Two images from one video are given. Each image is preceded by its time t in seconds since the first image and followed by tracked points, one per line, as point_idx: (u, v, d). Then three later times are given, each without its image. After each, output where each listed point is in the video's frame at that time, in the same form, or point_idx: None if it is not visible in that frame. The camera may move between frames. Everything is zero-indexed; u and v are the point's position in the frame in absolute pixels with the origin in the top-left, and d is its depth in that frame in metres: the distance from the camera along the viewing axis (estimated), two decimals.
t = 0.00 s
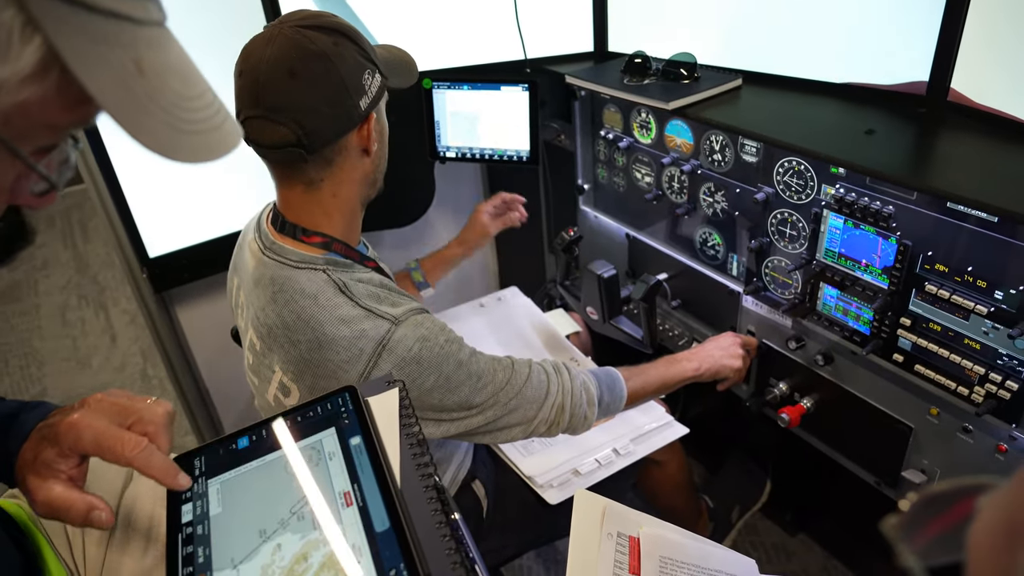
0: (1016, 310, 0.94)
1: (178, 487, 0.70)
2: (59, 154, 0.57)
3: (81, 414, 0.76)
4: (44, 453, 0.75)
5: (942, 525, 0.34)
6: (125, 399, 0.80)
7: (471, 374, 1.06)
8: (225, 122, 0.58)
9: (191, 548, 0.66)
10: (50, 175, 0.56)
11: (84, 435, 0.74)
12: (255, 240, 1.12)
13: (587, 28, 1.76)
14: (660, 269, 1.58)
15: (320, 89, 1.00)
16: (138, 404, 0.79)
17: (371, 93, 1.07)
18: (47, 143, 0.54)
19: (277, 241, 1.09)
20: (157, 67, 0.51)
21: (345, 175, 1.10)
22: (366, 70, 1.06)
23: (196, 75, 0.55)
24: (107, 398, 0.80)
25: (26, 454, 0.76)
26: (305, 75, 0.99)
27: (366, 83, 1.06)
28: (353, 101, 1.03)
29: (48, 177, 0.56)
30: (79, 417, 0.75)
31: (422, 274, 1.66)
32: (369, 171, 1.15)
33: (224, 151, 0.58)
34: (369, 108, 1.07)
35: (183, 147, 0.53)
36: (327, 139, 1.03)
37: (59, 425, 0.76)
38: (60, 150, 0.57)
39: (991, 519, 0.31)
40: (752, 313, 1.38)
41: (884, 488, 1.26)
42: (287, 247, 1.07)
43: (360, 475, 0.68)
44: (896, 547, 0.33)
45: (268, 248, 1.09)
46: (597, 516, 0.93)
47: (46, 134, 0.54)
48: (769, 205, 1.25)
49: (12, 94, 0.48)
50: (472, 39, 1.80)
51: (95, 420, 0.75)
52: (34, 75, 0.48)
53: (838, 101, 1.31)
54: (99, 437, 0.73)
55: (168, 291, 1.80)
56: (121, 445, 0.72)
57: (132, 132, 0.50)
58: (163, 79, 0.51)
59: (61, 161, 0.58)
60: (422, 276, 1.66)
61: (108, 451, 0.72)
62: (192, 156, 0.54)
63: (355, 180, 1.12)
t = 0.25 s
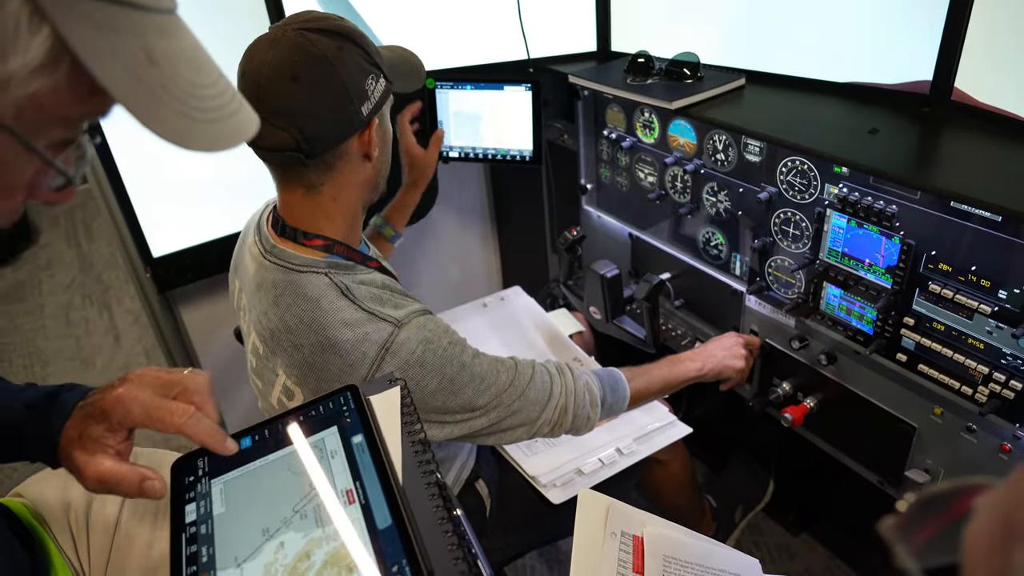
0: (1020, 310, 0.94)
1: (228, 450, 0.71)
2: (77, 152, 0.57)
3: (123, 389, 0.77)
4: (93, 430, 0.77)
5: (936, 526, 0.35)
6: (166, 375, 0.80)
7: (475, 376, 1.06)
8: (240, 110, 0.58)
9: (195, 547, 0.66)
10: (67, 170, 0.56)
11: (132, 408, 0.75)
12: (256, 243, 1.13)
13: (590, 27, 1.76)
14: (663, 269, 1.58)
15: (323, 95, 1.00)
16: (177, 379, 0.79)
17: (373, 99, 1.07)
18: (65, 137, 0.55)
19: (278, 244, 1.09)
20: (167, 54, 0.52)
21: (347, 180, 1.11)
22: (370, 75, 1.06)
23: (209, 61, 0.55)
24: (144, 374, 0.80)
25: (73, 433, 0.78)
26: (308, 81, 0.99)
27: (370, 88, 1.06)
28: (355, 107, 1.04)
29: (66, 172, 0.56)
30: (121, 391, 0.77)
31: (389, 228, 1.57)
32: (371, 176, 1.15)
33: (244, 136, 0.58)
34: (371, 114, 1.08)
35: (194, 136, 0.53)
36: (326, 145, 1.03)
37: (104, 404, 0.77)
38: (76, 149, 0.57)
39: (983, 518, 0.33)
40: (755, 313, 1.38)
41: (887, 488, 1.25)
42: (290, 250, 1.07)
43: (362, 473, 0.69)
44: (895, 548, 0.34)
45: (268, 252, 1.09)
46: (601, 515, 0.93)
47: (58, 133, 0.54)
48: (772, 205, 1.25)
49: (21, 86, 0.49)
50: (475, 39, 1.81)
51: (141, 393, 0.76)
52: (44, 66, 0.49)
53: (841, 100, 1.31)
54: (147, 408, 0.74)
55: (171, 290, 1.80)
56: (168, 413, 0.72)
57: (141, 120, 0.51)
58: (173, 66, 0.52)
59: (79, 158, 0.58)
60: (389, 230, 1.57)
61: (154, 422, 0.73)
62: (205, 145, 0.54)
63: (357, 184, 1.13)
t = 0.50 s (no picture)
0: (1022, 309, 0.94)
1: (257, 478, 0.65)
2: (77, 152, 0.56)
3: (150, 411, 0.68)
4: (114, 450, 0.68)
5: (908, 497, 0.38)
6: (193, 389, 0.70)
7: (475, 375, 1.06)
8: (242, 109, 0.59)
9: (195, 547, 0.66)
10: (66, 171, 0.55)
11: (157, 434, 0.66)
12: (255, 244, 1.12)
13: (591, 26, 1.76)
14: (664, 268, 1.58)
15: (319, 99, 1.00)
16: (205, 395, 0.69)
17: (372, 103, 1.07)
18: (64, 136, 0.54)
19: (277, 245, 1.09)
20: (163, 48, 0.53)
21: (344, 183, 1.11)
22: (369, 79, 1.06)
23: (215, 63, 0.57)
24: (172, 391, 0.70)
25: (94, 449, 0.70)
26: (304, 85, 0.99)
27: (368, 92, 1.06)
28: (352, 112, 1.04)
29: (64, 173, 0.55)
30: (149, 414, 0.67)
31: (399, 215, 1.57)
32: (370, 178, 1.15)
33: (247, 135, 0.59)
34: (369, 118, 1.08)
35: (191, 131, 0.54)
36: (321, 151, 1.03)
37: (127, 423, 0.68)
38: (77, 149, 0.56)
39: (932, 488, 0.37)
40: (756, 312, 1.37)
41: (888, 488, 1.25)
42: (289, 250, 1.07)
43: (360, 470, 0.68)
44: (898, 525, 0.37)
45: (267, 252, 1.09)
46: (602, 513, 0.93)
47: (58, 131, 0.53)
48: (774, 204, 1.25)
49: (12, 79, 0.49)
50: (476, 37, 1.80)
51: (167, 415, 0.67)
52: (34, 58, 0.49)
53: (843, 99, 1.30)
54: (172, 434, 0.65)
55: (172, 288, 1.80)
56: (193, 441, 0.64)
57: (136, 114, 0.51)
58: (169, 59, 0.53)
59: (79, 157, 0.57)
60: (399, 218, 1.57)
61: (181, 449, 0.65)
62: (202, 141, 0.55)
63: (355, 187, 1.13)
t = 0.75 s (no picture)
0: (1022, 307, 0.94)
1: (258, 524, 0.60)
2: (72, 148, 0.56)
3: (150, 453, 0.67)
4: (108, 482, 0.69)
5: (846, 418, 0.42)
6: (195, 428, 0.69)
7: (474, 374, 1.06)
8: (241, 100, 0.59)
9: (193, 545, 0.66)
10: (57, 166, 0.54)
11: (157, 477, 0.66)
12: (253, 243, 1.12)
13: (590, 24, 1.76)
14: (664, 266, 1.57)
15: (316, 97, 1.00)
16: (206, 435, 0.67)
17: (370, 101, 1.07)
18: (55, 131, 0.54)
19: (275, 244, 1.09)
20: (153, 38, 0.52)
21: (342, 182, 1.11)
22: (367, 77, 1.06)
23: (208, 53, 0.57)
24: (173, 429, 0.69)
25: (88, 476, 0.71)
26: (301, 83, 0.99)
27: (366, 91, 1.06)
28: (350, 111, 1.03)
29: (55, 168, 0.54)
30: (148, 456, 0.67)
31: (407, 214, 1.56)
32: (368, 176, 1.15)
33: (240, 127, 0.58)
34: (367, 117, 1.07)
35: (184, 122, 0.54)
36: (318, 150, 1.03)
37: (127, 459, 0.68)
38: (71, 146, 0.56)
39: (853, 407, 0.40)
40: (756, 310, 1.37)
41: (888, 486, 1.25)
42: (287, 249, 1.07)
43: (359, 468, 0.68)
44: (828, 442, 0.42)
45: (266, 251, 1.08)
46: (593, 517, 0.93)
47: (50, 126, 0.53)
48: (773, 202, 1.25)
49: None
50: (475, 36, 1.80)
51: (168, 457, 0.66)
52: (17, 46, 0.48)
53: (843, 96, 1.30)
54: (170, 479, 0.65)
55: (171, 288, 1.80)
56: (191, 483, 0.63)
57: (126, 105, 0.51)
58: (160, 51, 0.52)
59: (74, 155, 0.56)
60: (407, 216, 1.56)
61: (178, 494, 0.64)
62: (196, 132, 0.55)
63: (353, 186, 1.13)
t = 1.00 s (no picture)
0: (1021, 306, 0.94)
1: (269, 503, 0.61)
2: (73, 137, 0.56)
3: (158, 441, 0.69)
4: (117, 471, 0.70)
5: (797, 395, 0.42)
6: (200, 414, 0.71)
7: (473, 374, 1.06)
8: (240, 80, 0.57)
9: (192, 546, 0.66)
10: (62, 154, 0.55)
11: (167, 464, 0.68)
12: (251, 242, 1.12)
13: (589, 23, 1.76)
14: (663, 265, 1.57)
15: (310, 98, 0.99)
16: (211, 421, 0.69)
17: (366, 102, 1.07)
18: (56, 118, 0.53)
19: (274, 243, 1.08)
20: (150, 19, 0.50)
21: (339, 182, 1.10)
22: (363, 77, 1.06)
23: (203, 31, 0.54)
24: (179, 417, 0.71)
25: (94, 466, 0.72)
26: (296, 83, 0.99)
27: (362, 91, 1.06)
28: (345, 111, 1.03)
29: (60, 156, 0.54)
30: (157, 444, 0.69)
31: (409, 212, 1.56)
32: (365, 177, 1.15)
33: (244, 107, 0.56)
34: (363, 117, 1.07)
35: (184, 104, 0.52)
36: (313, 150, 1.03)
37: (135, 448, 0.70)
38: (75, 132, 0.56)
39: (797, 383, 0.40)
40: (755, 309, 1.37)
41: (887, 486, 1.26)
42: (285, 249, 1.07)
43: (358, 469, 0.68)
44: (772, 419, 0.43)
45: (264, 250, 1.08)
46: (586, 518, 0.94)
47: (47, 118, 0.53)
48: (772, 201, 1.25)
49: None
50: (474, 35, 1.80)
51: (177, 444, 0.68)
52: (16, 35, 0.48)
53: (841, 95, 1.30)
54: (180, 465, 0.66)
55: (170, 287, 1.80)
56: (201, 468, 0.64)
57: (126, 88, 0.50)
58: (156, 32, 0.51)
59: (77, 143, 0.57)
60: (409, 214, 1.56)
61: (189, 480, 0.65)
62: (197, 113, 0.53)
63: (350, 187, 1.13)
